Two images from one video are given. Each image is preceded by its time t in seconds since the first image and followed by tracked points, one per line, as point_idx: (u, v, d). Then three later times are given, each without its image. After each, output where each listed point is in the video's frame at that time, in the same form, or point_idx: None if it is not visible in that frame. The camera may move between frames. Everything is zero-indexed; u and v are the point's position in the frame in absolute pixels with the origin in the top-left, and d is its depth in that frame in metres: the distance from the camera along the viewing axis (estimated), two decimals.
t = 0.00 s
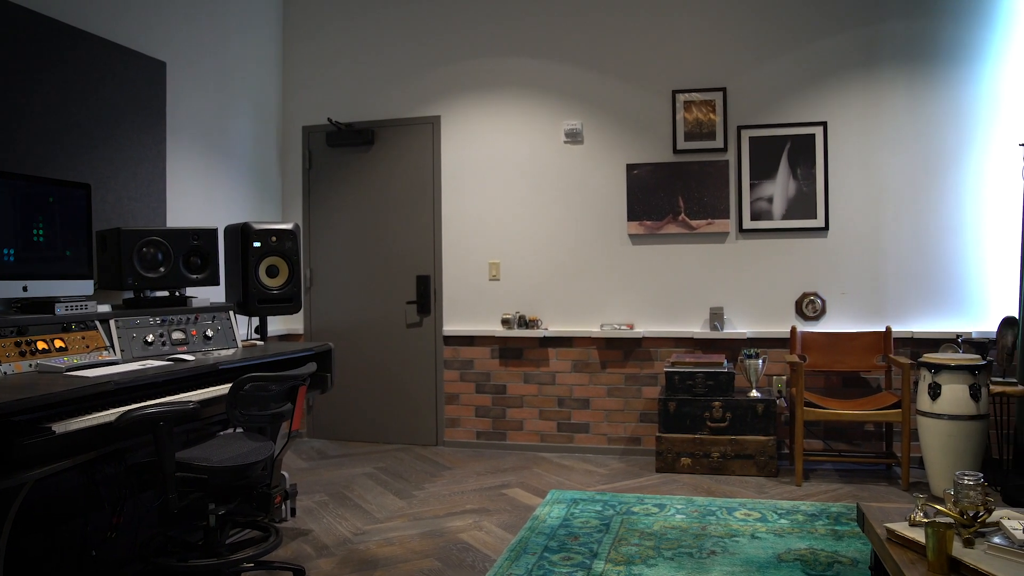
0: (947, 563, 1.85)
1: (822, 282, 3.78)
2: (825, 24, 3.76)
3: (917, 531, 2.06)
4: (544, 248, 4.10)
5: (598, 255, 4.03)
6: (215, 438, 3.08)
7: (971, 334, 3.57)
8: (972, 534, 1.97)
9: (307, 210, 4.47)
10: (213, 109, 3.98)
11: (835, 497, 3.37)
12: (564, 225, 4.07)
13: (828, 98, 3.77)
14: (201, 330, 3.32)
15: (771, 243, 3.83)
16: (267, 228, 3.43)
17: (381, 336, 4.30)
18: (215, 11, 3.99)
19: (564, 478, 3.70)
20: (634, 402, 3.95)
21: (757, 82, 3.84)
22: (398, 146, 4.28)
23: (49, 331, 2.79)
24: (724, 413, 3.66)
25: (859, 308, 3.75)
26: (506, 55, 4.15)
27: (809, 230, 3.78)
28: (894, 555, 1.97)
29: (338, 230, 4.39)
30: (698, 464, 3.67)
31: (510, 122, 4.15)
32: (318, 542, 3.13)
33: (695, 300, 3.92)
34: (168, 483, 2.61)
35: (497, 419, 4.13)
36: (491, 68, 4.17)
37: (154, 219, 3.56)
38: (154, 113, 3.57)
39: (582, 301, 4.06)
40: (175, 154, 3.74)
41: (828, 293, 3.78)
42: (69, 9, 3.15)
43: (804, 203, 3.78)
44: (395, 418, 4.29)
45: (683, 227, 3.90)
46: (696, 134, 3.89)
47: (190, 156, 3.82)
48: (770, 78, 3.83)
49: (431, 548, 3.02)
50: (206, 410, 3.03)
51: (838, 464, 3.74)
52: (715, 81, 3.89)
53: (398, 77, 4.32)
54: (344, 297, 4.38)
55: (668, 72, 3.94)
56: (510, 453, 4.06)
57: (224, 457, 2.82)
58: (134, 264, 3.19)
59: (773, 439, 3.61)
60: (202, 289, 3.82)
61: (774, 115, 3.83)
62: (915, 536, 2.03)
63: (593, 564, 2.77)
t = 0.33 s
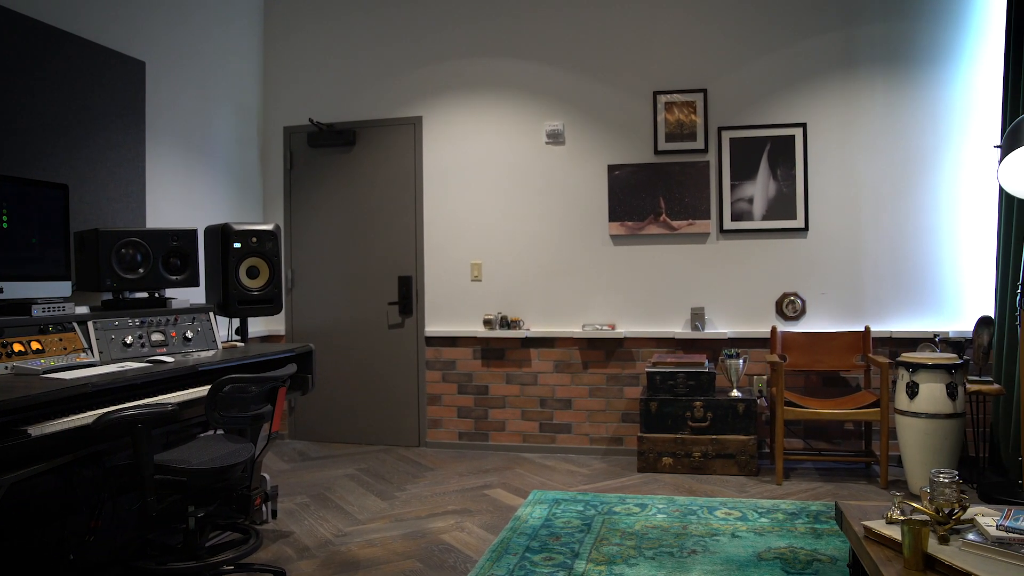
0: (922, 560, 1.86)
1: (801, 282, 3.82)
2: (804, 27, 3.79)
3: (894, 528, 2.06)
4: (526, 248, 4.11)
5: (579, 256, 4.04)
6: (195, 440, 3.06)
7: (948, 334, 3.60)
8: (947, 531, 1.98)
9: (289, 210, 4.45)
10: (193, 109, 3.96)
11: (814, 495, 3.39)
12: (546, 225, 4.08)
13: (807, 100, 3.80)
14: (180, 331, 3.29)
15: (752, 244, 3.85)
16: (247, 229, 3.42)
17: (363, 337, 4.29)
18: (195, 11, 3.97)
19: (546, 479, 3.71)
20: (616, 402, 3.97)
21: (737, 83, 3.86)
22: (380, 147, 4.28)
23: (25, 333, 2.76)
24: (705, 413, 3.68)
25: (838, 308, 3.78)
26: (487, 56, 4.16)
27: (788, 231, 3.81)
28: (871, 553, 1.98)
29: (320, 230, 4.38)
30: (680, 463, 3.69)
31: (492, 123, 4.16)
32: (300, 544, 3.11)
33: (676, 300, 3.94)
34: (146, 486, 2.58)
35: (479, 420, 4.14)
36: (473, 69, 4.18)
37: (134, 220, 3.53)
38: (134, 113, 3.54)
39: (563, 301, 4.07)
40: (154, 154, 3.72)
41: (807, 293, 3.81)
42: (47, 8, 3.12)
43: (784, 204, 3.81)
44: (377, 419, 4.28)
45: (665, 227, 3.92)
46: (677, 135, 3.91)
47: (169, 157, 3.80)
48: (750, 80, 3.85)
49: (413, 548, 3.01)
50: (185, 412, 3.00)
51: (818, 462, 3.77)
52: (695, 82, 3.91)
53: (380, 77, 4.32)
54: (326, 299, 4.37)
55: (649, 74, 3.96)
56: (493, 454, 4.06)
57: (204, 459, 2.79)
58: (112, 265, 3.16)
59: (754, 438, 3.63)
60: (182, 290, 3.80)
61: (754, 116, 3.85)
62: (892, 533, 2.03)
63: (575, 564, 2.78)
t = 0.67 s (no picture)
0: (899, 557, 1.87)
1: (781, 283, 3.85)
2: (782, 29, 3.82)
3: (871, 526, 2.07)
4: (509, 249, 4.12)
5: (561, 256, 4.06)
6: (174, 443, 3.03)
7: (925, 334, 3.64)
8: (923, 529, 1.99)
9: (270, 211, 4.44)
10: (172, 110, 3.94)
11: (794, 494, 3.41)
12: (527, 226, 4.09)
13: (785, 102, 3.83)
14: (159, 333, 3.27)
15: (732, 244, 3.88)
16: (227, 230, 3.41)
17: (345, 339, 4.28)
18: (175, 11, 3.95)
19: (528, 479, 3.71)
20: (597, 402, 3.98)
21: (717, 85, 3.89)
22: (362, 148, 4.27)
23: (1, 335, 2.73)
24: (686, 413, 3.69)
25: (817, 308, 3.81)
26: (469, 57, 4.16)
27: (769, 232, 3.84)
28: (848, 551, 1.99)
29: (301, 231, 4.36)
30: (661, 463, 3.70)
31: (474, 125, 4.16)
32: (280, 546, 3.09)
33: (657, 301, 3.96)
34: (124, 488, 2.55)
35: (461, 420, 4.14)
36: (454, 69, 4.18)
37: (112, 220, 3.51)
38: (112, 113, 3.52)
39: (545, 302, 4.08)
40: (133, 155, 3.70)
41: (787, 294, 3.84)
42: (24, 7, 3.09)
43: (764, 205, 3.84)
44: (359, 420, 4.27)
45: (646, 228, 3.93)
46: (658, 136, 3.93)
47: (149, 158, 3.78)
48: (730, 81, 3.88)
49: (394, 550, 3.00)
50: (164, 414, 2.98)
51: (798, 462, 3.80)
52: (676, 84, 3.93)
53: (361, 78, 4.31)
54: (308, 300, 4.35)
55: (630, 75, 3.97)
56: (475, 455, 4.06)
57: (183, 461, 2.76)
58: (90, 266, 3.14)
59: (735, 437, 3.65)
60: (161, 291, 3.77)
61: (734, 118, 3.88)
62: (868, 531, 2.04)
63: (555, 564, 2.78)
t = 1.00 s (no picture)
0: (876, 555, 1.89)
1: (761, 283, 3.87)
2: (761, 31, 3.85)
3: (848, 524, 2.09)
4: (491, 250, 4.12)
5: (543, 257, 4.06)
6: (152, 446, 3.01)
7: (903, 334, 3.68)
8: (899, 527, 2.01)
9: (251, 211, 4.42)
10: (152, 110, 3.92)
11: (774, 493, 3.43)
12: (509, 227, 4.10)
13: (765, 103, 3.86)
14: (138, 335, 3.24)
15: (712, 245, 3.91)
16: (207, 231, 3.39)
17: (327, 340, 4.27)
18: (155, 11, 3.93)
19: (510, 480, 3.71)
20: (579, 403, 3.99)
21: (697, 86, 3.91)
22: (344, 148, 4.26)
23: None
24: (668, 413, 3.71)
25: (796, 308, 3.85)
26: (451, 58, 4.16)
27: (749, 232, 3.87)
28: (826, 549, 2.00)
29: (283, 232, 4.35)
30: (643, 463, 3.72)
31: (457, 125, 4.17)
32: (261, 548, 3.08)
33: (639, 302, 3.98)
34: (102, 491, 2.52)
35: (443, 421, 4.14)
36: (436, 70, 4.18)
37: (91, 221, 3.48)
38: (91, 113, 3.49)
39: (526, 303, 4.08)
40: (112, 155, 3.67)
41: (767, 294, 3.87)
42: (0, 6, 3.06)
43: (745, 206, 3.87)
44: (342, 422, 4.26)
45: (627, 229, 3.95)
46: (639, 137, 3.94)
47: (128, 158, 3.76)
48: (710, 83, 3.90)
49: (376, 552, 3.00)
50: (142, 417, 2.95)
51: (778, 461, 3.82)
52: (658, 86, 3.95)
53: (344, 78, 4.30)
54: (290, 301, 4.34)
55: (612, 77, 3.99)
56: (457, 456, 4.06)
57: (162, 464, 2.74)
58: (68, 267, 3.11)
59: (716, 437, 3.67)
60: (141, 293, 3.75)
61: (714, 120, 3.90)
62: (847, 529, 2.05)
63: (536, 565, 2.79)
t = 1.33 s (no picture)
0: (853, 553, 1.90)
1: (741, 284, 3.90)
2: (741, 33, 3.88)
3: (826, 523, 2.10)
4: (473, 250, 4.12)
5: (524, 258, 4.07)
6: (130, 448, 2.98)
7: (881, 333, 3.71)
8: (876, 525, 2.02)
9: (232, 212, 4.40)
10: (131, 110, 3.90)
11: (755, 493, 3.45)
12: (491, 227, 4.10)
13: (744, 105, 3.89)
14: (117, 337, 3.22)
15: (692, 245, 3.93)
16: (187, 232, 3.37)
17: (309, 341, 4.26)
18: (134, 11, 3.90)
19: (491, 481, 3.72)
20: (561, 403, 4.00)
21: (678, 88, 3.93)
22: (326, 149, 4.26)
23: None
24: (649, 413, 3.72)
25: (776, 309, 3.87)
26: (433, 59, 4.16)
27: (729, 233, 3.89)
28: (805, 548, 2.01)
29: (264, 233, 4.33)
30: (625, 463, 3.73)
31: (439, 126, 4.17)
32: (242, 551, 3.06)
33: (620, 302, 3.99)
34: (79, 494, 2.50)
35: (426, 423, 4.13)
36: (418, 71, 4.18)
37: (68, 222, 3.46)
38: (69, 113, 3.47)
39: (508, 304, 4.09)
40: (90, 156, 3.64)
41: (747, 294, 3.89)
42: None
43: (725, 207, 3.89)
44: (324, 423, 4.25)
45: (609, 229, 3.97)
46: (620, 139, 3.96)
47: (107, 158, 3.73)
48: (690, 84, 3.92)
49: (357, 554, 2.99)
50: (121, 419, 2.93)
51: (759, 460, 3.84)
52: (639, 87, 3.96)
53: (325, 79, 4.30)
54: (272, 302, 4.32)
55: (594, 78, 4.00)
56: (439, 457, 4.06)
57: (140, 466, 2.72)
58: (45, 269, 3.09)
59: (697, 437, 3.68)
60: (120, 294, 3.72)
61: (694, 121, 3.92)
62: (824, 528, 2.06)
63: (517, 565, 2.79)
